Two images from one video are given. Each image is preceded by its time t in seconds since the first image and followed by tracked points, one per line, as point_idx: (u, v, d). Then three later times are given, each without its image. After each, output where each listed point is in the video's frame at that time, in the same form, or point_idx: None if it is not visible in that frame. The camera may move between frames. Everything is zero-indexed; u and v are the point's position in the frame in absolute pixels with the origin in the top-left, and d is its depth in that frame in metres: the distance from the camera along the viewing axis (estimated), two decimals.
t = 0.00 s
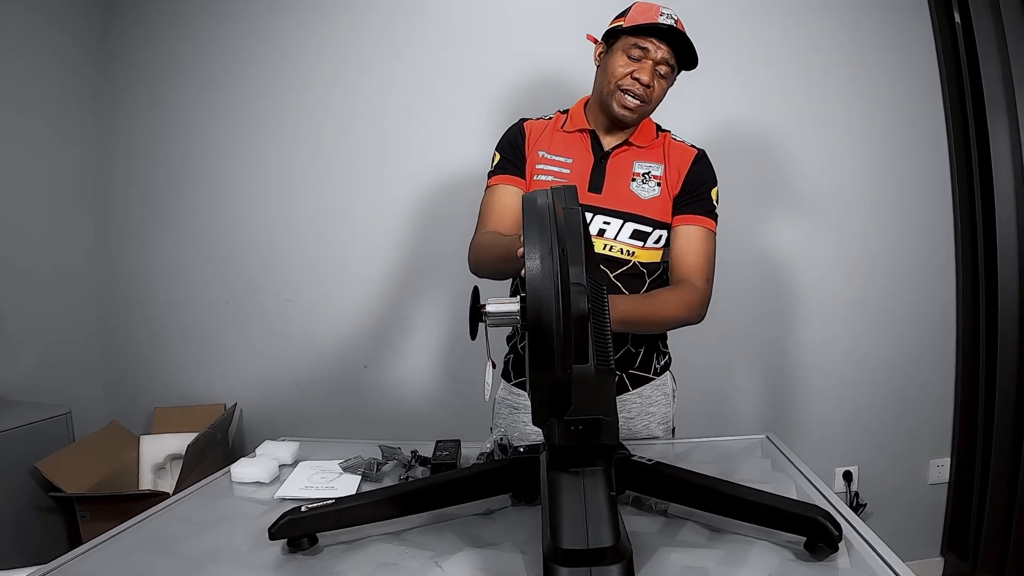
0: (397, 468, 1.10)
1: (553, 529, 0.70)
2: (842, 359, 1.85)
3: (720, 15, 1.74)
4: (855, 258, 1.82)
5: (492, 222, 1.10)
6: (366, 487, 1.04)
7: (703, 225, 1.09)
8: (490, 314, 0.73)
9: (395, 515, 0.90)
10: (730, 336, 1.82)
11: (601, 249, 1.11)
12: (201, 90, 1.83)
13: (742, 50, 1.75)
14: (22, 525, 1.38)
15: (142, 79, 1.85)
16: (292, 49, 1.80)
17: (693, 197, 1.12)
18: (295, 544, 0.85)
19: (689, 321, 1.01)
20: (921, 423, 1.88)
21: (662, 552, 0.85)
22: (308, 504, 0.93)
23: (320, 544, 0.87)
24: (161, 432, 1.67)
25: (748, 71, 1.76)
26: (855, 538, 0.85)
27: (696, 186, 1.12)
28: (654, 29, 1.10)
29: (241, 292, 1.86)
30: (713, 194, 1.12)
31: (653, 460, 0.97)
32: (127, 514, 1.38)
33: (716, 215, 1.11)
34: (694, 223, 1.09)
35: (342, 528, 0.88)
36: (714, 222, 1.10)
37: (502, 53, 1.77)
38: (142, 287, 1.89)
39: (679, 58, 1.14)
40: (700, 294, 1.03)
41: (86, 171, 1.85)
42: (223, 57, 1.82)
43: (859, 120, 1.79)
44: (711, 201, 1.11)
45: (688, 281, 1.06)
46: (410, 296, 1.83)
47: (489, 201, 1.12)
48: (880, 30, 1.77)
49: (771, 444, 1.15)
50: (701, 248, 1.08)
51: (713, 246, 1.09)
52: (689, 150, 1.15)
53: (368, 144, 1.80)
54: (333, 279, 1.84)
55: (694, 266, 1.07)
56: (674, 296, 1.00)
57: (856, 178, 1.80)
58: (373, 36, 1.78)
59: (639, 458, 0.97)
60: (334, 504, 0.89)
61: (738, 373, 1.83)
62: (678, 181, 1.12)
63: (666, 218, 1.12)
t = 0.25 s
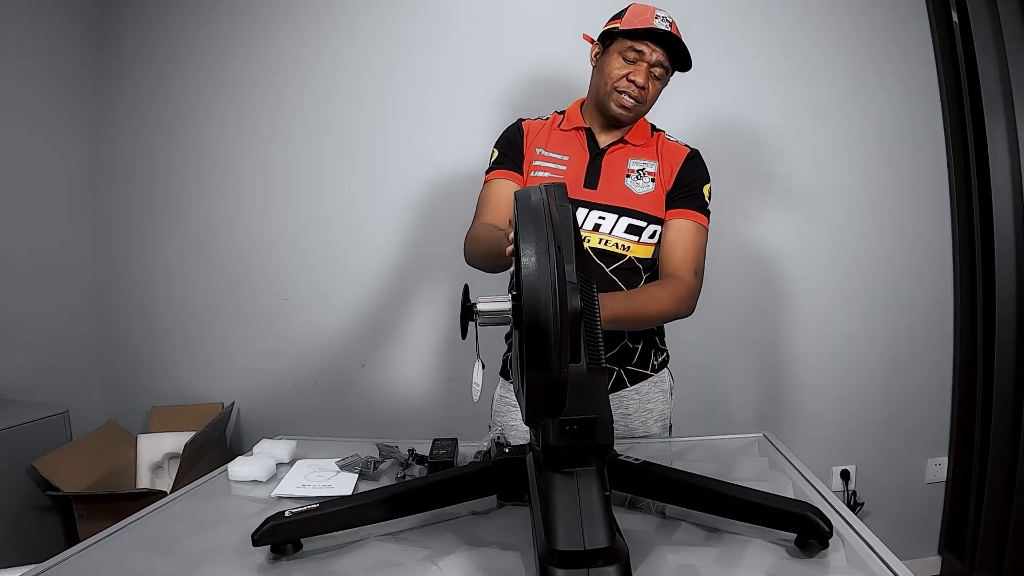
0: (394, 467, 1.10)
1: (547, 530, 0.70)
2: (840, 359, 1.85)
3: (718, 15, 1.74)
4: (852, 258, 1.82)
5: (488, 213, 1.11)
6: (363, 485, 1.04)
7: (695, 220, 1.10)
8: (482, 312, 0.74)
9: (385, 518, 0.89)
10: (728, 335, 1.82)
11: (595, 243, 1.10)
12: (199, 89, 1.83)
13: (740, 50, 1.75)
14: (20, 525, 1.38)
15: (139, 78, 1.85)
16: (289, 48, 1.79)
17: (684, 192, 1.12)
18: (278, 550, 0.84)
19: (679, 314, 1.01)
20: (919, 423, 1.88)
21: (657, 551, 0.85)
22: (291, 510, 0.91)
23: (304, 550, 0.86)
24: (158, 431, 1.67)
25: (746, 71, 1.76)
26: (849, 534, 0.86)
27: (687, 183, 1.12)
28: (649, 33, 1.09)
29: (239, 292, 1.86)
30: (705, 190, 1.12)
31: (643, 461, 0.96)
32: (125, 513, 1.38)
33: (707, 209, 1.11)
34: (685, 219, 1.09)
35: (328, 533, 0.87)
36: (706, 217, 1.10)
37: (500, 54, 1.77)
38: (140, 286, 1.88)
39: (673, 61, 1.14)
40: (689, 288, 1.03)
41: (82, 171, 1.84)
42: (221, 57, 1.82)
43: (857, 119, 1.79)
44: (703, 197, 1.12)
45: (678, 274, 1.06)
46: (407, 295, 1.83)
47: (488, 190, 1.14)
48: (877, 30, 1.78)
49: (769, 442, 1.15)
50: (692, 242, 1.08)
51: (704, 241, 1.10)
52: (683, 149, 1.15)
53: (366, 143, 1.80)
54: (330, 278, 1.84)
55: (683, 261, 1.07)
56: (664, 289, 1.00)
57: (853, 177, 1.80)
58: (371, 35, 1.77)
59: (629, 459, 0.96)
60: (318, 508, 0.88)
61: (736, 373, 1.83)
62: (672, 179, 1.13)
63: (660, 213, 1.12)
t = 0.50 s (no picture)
0: (393, 469, 1.10)
1: (546, 533, 0.70)
2: (839, 360, 1.85)
3: (717, 17, 1.74)
4: (851, 260, 1.82)
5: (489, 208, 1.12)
6: (363, 487, 1.04)
7: (700, 220, 1.09)
8: (481, 315, 0.74)
9: (384, 520, 0.89)
10: (727, 336, 1.82)
11: (595, 241, 1.10)
12: (198, 90, 1.83)
13: (739, 52, 1.75)
14: (18, 526, 1.38)
15: (138, 79, 1.85)
16: (288, 49, 1.79)
17: (688, 197, 1.11)
18: (278, 552, 0.84)
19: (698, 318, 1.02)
20: (918, 424, 1.88)
21: (657, 553, 0.85)
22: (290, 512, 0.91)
23: (302, 552, 0.86)
24: (157, 432, 1.67)
25: (745, 72, 1.76)
26: (848, 536, 0.86)
27: (691, 187, 1.11)
28: (647, 40, 1.09)
29: (237, 293, 1.86)
30: (709, 194, 1.11)
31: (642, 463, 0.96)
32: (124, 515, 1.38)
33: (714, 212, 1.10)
34: (695, 220, 1.09)
35: (326, 536, 0.87)
36: (710, 220, 1.09)
37: (499, 55, 1.77)
38: (139, 287, 1.88)
39: (669, 67, 1.14)
40: (706, 291, 1.03)
41: (81, 171, 1.84)
42: (220, 58, 1.82)
43: (856, 120, 1.79)
44: (705, 200, 1.10)
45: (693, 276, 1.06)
46: (406, 296, 1.83)
47: (491, 185, 1.14)
48: (876, 31, 1.78)
49: (768, 444, 1.15)
50: (702, 241, 1.08)
51: (711, 240, 1.10)
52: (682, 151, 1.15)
53: (365, 144, 1.80)
54: (329, 279, 1.84)
55: (696, 262, 1.07)
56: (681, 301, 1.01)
57: (852, 179, 1.80)
58: (370, 36, 1.78)
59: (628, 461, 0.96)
60: (318, 510, 0.88)
61: (735, 374, 1.83)
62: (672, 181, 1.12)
63: (660, 215, 1.12)
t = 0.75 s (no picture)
0: (392, 467, 1.10)
1: (545, 530, 0.70)
2: (837, 359, 1.85)
3: (715, 15, 1.74)
4: (850, 259, 1.82)
5: (488, 201, 1.12)
6: (362, 485, 1.04)
7: (704, 214, 1.09)
8: (479, 313, 0.73)
9: (382, 519, 0.89)
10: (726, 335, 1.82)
11: (594, 240, 1.10)
12: (196, 89, 1.83)
13: (739, 51, 1.75)
14: (17, 525, 1.38)
15: (135, 78, 1.85)
16: (286, 48, 1.79)
17: (690, 196, 1.11)
18: (276, 550, 0.84)
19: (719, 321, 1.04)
20: (916, 422, 1.89)
21: (656, 551, 0.85)
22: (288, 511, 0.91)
23: (301, 551, 0.85)
24: (156, 431, 1.67)
25: (744, 71, 1.76)
26: (847, 534, 0.86)
27: (693, 185, 1.11)
28: (647, 40, 1.09)
29: (236, 292, 1.86)
30: (711, 189, 1.11)
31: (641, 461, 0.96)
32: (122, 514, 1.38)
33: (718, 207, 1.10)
34: (700, 216, 1.09)
35: (324, 534, 0.86)
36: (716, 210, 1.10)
37: (497, 53, 1.77)
38: (137, 286, 1.88)
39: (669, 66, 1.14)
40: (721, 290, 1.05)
41: (78, 170, 1.84)
42: (217, 57, 1.81)
43: (854, 119, 1.79)
44: (711, 195, 1.11)
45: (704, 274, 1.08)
46: (405, 295, 1.83)
47: (492, 177, 1.15)
48: (874, 30, 1.78)
49: (767, 442, 1.15)
50: (709, 236, 1.08)
51: (717, 234, 1.10)
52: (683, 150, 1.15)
53: (363, 143, 1.80)
54: (327, 278, 1.84)
55: (705, 259, 1.08)
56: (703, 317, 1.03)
57: (851, 178, 1.80)
58: (368, 35, 1.77)
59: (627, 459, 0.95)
60: (316, 509, 0.87)
61: (735, 373, 1.83)
62: (673, 179, 1.12)
63: (661, 215, 1.12)
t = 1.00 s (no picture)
0: (390, 469, 1.10)
1: (544, 533, 0.70)
2: (835, 360, 1.85)
3: (714, 16, 1.74)
4: (849, 261, 1.82)
5: (485, 203, 1.12)
6: (360, 488, 1.04)
7: (704, 213, 1.08)
8: (476, 316, 0.74)
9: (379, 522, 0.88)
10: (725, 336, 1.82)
11: (588, 243, 1.10)
12: (194, 90, 1.83)
13: (737, 52, 1.75)
14: (16, 526, 1.38)
15: (134, 79, 1.85)
16: (284, 49, 1.79)
17: (686, 194, 1.10)
18: (273, 554, 0.83)
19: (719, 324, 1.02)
20: (914, 424, 1.89)
21: (653, 554, 0.84)
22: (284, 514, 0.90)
23: (298, 554, 0.85)
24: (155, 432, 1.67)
25: (742, 72, 1.76)
26: (845, 536, 0.86)
27: (689, 184, 1.10)
28: (641, 39, 1.09)
29: (235, 293, 1.86)
30: (709, 185, 1.10)
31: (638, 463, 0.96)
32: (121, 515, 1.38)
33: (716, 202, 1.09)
34: (697, 213, 1.07)
35: (318, 537, 0.86)
36: (714, 206, 1.08)
37: (496, 55, 1.77)
38: (136, 288, 1.88)
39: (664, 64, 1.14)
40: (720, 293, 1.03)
41: (77, 171, 1.84)
42: (216, 58, 1.81)
43: (852, 121, 1.79)
44: (708, 190, 1.10)
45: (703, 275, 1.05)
46: (403, 296, 1.83)
47: (490, 179, 1.16)
48: (873, 31, 1.78)
49: (765, 444, 1.15)
50: (708, 235, 1.07)
51: (718, 233, 1.08)
52: (681, 150, 1.14)
53: (362, 144, 1.80)
54: (326, 279, 1.83)
55: (703, 259, 1.06)
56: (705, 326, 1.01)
57: (849, 179, 1.80)
58: (367, 36, 1.77)
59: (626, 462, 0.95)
60: (312, 512, 0.87)
61: (733, 374, 1.83)
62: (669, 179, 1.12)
63: (657, 216, 1.12)
